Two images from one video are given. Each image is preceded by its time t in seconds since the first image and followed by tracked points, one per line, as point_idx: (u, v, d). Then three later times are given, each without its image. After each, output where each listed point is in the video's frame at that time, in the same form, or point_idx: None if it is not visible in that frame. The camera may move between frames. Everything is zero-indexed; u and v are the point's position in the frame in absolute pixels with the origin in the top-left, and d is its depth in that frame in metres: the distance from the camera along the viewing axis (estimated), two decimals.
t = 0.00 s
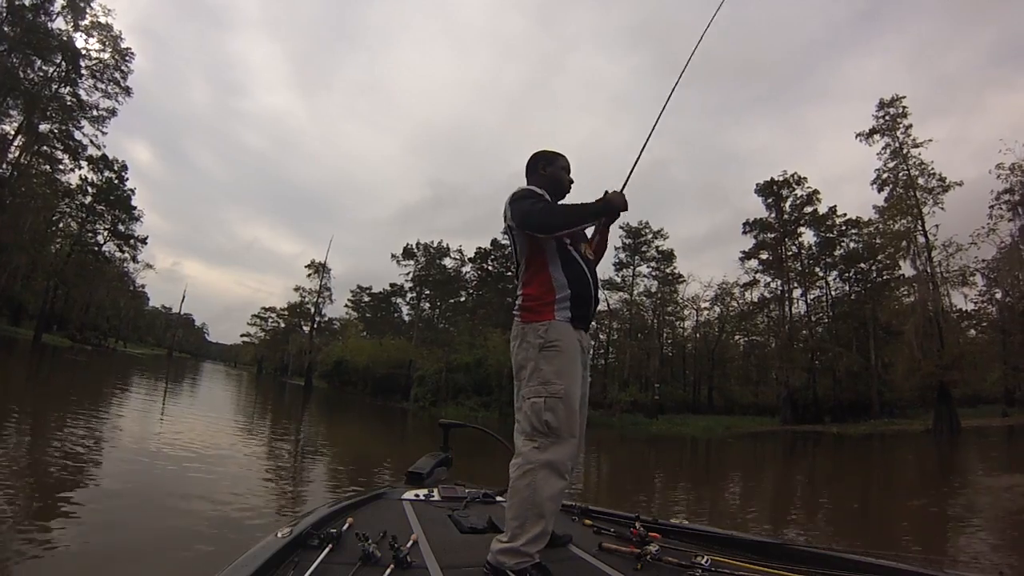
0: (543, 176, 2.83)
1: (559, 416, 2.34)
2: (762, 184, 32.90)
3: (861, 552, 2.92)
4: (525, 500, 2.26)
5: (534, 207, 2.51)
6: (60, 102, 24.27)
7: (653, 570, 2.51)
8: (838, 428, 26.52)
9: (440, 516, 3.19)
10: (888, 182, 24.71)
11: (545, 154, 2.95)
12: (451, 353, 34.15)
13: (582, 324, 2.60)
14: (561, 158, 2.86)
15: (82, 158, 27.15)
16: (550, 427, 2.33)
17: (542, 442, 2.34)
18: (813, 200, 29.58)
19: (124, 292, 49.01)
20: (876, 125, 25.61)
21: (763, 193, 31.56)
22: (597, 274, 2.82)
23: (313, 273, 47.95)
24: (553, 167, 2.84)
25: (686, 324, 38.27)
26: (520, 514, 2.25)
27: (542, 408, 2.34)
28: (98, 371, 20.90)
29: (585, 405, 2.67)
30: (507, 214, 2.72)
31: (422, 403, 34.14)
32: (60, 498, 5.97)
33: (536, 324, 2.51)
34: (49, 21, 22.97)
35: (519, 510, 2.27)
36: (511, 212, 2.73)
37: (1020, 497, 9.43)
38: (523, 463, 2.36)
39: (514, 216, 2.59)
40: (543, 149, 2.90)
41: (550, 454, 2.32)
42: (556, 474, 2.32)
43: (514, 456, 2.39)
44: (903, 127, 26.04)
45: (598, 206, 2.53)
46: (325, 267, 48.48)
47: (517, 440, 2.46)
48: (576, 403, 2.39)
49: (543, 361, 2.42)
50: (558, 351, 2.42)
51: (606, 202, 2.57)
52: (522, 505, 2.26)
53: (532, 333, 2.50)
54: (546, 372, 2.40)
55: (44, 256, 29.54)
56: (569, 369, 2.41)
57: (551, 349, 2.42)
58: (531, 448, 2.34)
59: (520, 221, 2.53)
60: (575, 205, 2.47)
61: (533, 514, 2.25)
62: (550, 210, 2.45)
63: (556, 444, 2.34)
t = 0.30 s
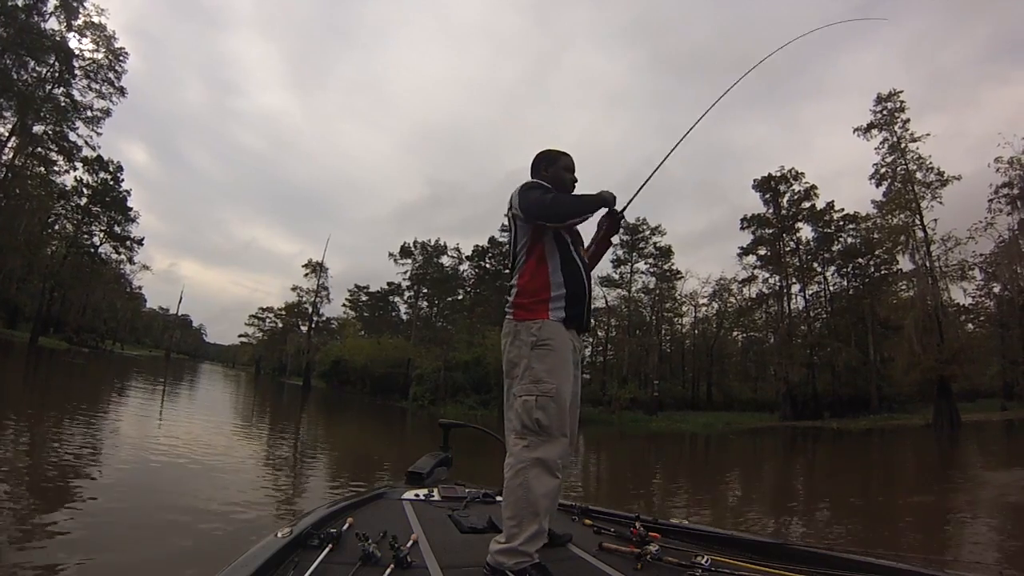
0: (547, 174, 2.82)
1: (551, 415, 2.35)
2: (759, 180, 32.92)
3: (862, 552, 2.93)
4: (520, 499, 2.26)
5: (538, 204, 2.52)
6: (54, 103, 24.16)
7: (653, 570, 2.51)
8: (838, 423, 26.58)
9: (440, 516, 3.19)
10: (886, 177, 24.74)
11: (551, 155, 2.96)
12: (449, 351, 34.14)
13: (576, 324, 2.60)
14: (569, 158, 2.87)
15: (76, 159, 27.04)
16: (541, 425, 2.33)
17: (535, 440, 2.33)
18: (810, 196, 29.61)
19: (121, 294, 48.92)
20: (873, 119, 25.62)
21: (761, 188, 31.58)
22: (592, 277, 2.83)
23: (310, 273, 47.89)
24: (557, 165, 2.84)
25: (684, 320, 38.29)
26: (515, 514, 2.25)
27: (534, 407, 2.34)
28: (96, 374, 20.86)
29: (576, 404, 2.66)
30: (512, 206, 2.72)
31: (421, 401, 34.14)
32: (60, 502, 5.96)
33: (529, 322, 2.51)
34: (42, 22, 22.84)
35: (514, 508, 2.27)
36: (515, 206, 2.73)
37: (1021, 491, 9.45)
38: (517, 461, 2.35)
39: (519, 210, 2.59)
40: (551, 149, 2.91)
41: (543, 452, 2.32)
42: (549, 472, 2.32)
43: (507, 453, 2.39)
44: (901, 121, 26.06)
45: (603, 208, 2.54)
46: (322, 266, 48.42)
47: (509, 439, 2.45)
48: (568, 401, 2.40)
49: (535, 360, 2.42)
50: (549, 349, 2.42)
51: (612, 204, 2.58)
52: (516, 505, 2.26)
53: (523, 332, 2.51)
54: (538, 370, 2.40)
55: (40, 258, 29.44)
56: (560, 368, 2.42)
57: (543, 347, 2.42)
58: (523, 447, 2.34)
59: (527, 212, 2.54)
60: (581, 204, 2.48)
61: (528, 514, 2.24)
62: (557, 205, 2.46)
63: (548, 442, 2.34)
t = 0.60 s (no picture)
0: (561, 178, 2.83)
1: (552, 414, 2.34)
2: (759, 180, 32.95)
3: (861, 551, 2.93)
4: (522, 499, 2.25)
5: (563, 204, 2.54)
6: (52, 102, 24.12)
7: (653, 570, 2.50)
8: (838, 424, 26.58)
9: (440, 516, 3.18)
10: (886, 177, 24.76)
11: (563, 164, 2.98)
12: (448, 352, 34.11)
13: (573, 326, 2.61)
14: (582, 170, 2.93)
15: (74, 158, 27.00)
16: (543, 424, 2.32)
17: (536, 438, 2.32)
18: (810, 196, 29.64)
19: (119, 294, 48.86)
20: (874, 119, 25.62)
21: (761, 189, 31.61)
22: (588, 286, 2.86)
23: (308, 273, 47.85)
24: (570, 173, 2.87)
25: (684, 321, 38.29)
26: (516, 513, 2.25)
27: (536, 405, 2.32)
28: (94, 374, 20.83)
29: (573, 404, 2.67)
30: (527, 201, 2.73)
31: (420, 402, 34.11)
32: (58, 502, 5.95)
33: (531, 318, 2.50)
34: (40, 20, 22.77)
35: (516, 507, 2.27)
36: (530, 201, 2.72)
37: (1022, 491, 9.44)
38: (518, 459, 2.34)
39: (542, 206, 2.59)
40: (566, 157, 2.93)
41: (545, 449, 2.32)
42: (550, 471, 2.32)
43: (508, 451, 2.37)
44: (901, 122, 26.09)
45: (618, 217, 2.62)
46: (321, 266, 48.38)
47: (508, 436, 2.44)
48: (570, 401, 2.41)
49: (538, 358, 2.41)
50: (551, 348, 2.42)
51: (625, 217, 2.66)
52: (518, 503, 2.26)
53: (525, 327, 2.49)
54: (541, 368, 2.39)
55: (37, 258, 29.39)
56: (562, 367, 2.42)
57: (545, 345, 2.42)
58: (525, 444, 2.33)
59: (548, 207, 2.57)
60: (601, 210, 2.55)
61: (530, 513, 2.24)
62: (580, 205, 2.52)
63: (550, 441, 2.34)
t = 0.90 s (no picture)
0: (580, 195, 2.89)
1: (547, 413, 2.34)
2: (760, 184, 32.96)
3: (861, 552, 2.93)
4: (517, 497, 2.25)
5: (582, 212, 2.58)
6: (53, 98, 24.11)
7: (653, 569, 2.50)
8: (838, 430, 26.54)
9: (440, 516, 3.17)
10: (888, 183, 24.78)
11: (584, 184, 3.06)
12: (447, 353, 34.08)
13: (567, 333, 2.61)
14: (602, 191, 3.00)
15: (75, 155, 26.99)
16: (538, 423, 2.31)
17: (531, 436, 2.31)
18: (812, 201, 29.65)
19: (119, 292, 48.83)
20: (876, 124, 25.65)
21: (762, 193, 31.65)
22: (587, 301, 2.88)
23: (308, 273, 47.81)
24: (589, 193, 2.93)
25: (683, 325, 38.26)
26: (511, 512, 2.24)
27: (531, 403, 2.32)
28: (92, 371, 20.78)
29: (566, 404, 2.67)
30: (545, 203, 2.75)
31: (419, 403, 34.06)
32: (54, 499, 5.94)
33: (529, 316, 2.49)
34: (42, 15, 22.75)
35: (510, 507, 2.25)
36: (548, 205, 2.75)
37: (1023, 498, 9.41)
38: (513, 457, 2.33)
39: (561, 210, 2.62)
40: (589, 178, 3.01)
41: (539, 447, 2.31)
42: (544, 471, 2.31)
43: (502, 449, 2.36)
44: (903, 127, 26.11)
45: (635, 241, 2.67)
46: (321, 266, 48.35)
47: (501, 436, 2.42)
48: (564, 400, 2.41)
49: (533, 356, 2.41)
50: (547, 347, 2.43)
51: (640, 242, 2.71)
52: (513, 501, 2.25)
53: (521, 325, 2.48)
54: (536, 367, 2.39)
55: (37, 255, 29.35)
56: (557, 367, 2.43)
57: (541, 344, 2.43)
58: (519, 443, 2.31)
59: (568, 213, 2.60)
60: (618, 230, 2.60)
61: (526, 511, 2.23)
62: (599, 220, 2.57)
63: (544, 439, 2.34)
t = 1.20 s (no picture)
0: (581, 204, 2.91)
1: (559, 412, 2.35)
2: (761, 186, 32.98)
3: (860, 552, 2.93)
4: (527, 497, 2.24)
5: (582, 215, 2.59)
6: (52, 95, 24.06)
7: (653, 569, 2.49)
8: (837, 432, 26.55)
9: (441, 516, 3.17)
10: (889, 185, 24.80)
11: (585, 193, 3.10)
12: (446, 354, 34.07)
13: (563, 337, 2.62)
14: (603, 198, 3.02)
15: (74, 152, 26.94)
16: (550, 422, 2.33)
17: (544, 436, 2.32)
18: (812, 203, 29.66)
19: (117, 291, 48.75)
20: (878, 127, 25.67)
21: (762, 195, 31.67)
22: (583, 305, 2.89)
23: (306, 272, 47.75)
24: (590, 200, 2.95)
25: (682, 327, 38.24)
26: (522, 511, 2.24)
27: (542, 403, 2.33)
28: (90, 370, 20.74)
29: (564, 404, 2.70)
30: (546, 206, 2.75)
31: (417, 403, 34.03)
32: (50, 498, 5.90)
33: (532, 314, 2.48)
34: (42, 11, 22.69)
35: (519, 505, 2.26)
36: (547, 208, 2.75)
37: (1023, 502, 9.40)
38: (524, 457, 2.33)
39: (561, 212, 2.62)
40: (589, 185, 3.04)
41: (551, 447, 2.31)
42: (557, 470, 2.32)
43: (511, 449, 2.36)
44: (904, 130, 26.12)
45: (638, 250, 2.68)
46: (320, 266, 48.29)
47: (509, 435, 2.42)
48: (574, 398, 2.43)
49: (541, 356, 2.42)
50: (554, 346, 2.46)
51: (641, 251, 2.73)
52: (525, 501, 2.25)
53: (524, 323, 2.46)
54: (545, 367, 2.41)
55: (35, 252, 29.29)
56: (564, 366, 2.47)
57: (549, 343, 2.45)
58: (529, 443, 2.32)
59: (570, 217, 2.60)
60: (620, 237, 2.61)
61: (537, 509, 2.25)
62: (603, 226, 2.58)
63: (556, 439, 2.34)
